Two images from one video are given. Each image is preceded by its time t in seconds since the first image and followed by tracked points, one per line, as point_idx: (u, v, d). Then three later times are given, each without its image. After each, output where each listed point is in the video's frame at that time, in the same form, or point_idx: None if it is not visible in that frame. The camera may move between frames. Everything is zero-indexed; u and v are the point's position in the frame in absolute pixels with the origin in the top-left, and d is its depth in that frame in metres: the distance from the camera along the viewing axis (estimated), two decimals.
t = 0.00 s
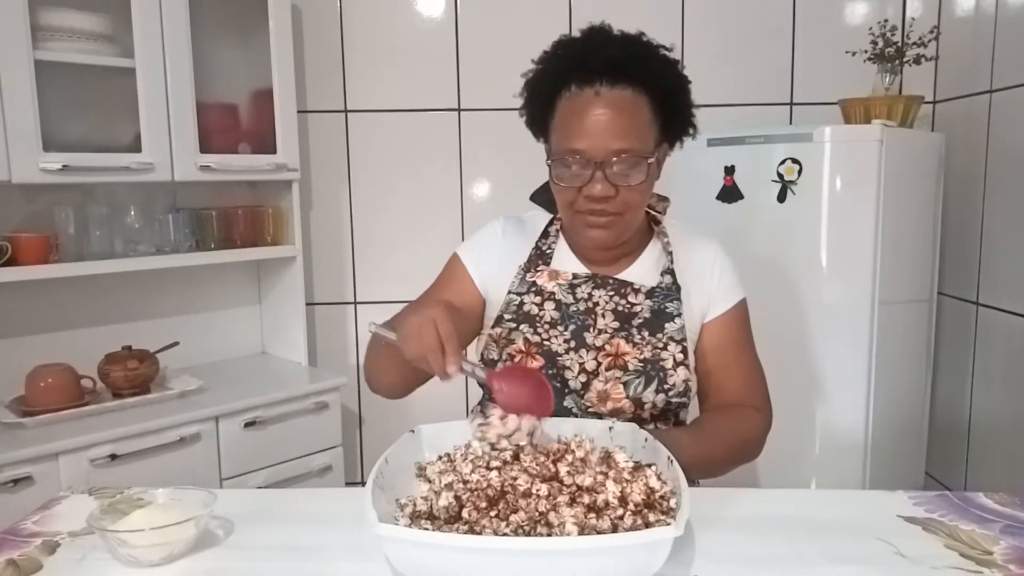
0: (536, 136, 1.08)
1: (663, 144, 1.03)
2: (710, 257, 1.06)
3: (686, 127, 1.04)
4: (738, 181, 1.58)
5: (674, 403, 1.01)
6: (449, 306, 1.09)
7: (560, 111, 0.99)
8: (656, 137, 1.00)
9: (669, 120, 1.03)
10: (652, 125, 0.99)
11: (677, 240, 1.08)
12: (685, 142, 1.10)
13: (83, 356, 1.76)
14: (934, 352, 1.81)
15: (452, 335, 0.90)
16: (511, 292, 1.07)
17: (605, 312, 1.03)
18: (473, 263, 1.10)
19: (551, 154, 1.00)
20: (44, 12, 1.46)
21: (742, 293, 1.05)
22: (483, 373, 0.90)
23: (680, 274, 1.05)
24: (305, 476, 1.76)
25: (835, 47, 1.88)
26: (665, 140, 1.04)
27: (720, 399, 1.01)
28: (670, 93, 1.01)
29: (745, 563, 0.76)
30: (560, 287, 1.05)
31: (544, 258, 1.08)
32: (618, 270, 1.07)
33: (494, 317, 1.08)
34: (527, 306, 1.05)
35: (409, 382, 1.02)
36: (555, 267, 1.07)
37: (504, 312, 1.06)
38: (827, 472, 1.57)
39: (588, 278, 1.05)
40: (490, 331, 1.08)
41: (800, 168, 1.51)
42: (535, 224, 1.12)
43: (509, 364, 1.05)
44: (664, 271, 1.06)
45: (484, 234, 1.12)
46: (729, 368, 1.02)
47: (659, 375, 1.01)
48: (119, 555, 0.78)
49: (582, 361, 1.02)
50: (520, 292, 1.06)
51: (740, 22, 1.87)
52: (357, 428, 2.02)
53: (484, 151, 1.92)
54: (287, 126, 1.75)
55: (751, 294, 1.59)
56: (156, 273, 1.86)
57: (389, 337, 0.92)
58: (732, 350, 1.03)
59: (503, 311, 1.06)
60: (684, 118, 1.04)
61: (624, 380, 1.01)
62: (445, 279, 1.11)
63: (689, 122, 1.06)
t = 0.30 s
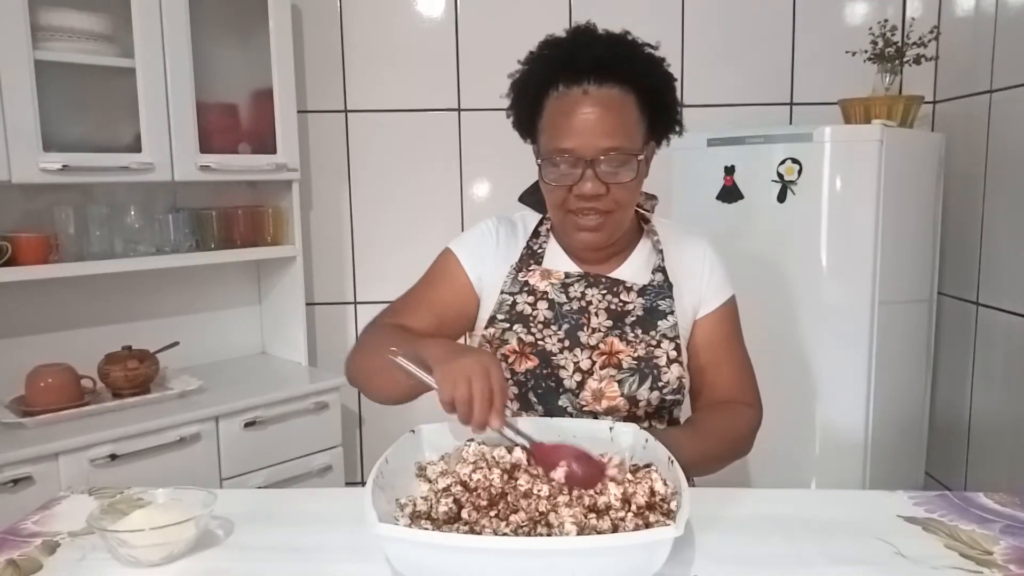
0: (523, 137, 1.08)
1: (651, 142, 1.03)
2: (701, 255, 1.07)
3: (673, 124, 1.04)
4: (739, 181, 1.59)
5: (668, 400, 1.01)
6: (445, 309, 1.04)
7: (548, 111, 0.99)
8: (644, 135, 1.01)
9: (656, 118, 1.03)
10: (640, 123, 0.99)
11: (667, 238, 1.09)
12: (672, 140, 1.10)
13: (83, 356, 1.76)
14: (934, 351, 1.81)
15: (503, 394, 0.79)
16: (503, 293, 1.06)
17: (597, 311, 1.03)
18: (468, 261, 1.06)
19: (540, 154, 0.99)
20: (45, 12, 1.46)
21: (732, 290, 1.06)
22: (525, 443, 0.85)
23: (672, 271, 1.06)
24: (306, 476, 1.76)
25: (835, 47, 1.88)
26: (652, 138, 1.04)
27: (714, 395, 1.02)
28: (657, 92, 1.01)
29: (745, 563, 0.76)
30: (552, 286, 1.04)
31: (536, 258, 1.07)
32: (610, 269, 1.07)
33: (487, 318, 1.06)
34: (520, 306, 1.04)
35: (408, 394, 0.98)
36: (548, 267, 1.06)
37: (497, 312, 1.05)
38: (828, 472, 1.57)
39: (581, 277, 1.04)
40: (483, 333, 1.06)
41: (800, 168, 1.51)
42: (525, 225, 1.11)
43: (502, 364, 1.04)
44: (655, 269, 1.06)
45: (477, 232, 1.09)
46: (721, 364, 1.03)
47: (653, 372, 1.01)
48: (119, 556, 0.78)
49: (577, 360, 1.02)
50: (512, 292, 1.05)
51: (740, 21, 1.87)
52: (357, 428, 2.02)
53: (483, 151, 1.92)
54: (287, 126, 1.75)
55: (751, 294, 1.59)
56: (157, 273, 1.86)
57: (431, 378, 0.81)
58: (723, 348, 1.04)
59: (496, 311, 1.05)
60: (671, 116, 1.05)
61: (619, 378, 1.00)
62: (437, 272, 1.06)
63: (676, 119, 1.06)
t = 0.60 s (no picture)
0: (516, 136, 1.08)
1: (644, 142, 1.04)
2: (689, 253, 1.09)
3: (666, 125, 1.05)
4: (739, 180, 1.59)
5: (671, 397, 1.01)
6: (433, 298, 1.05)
7: (545, 109, 0.99)
8: (639, 135, 1.01)
9: (650, 118, 1.04)
10: (636, 123, 1.00)
11: (657, 237, 1.10)
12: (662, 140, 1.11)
13: (84, 356, 1.76)
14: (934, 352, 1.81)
15: (490, 334, 0.82)
16: (502, 295, 1.05)
17: (597, 311, 1.03)
18: (458, 258, 1.07)
19: (537, 152, 0.99)
20: (44, 12, 1.46)
21: (720, 288, 1.09)
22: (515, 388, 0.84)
23: (665, 267, 1.07)
24: (306, 476, 1.76)
25: (836, 47, 1.88)
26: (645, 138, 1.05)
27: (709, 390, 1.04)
28: (651, 92, 1.02)
29: (744, 563, 0.76)
30: (550, 287, 1.04)
31: (531, 260, 1.07)
32: (604, 269, 1.08)
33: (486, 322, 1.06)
34: (519, 308, 1.04)
35: (391, 366, 0.94)
36: (543, 268, 1.06)
37: (496, 315, 1.04)
38: (828, 472, 1.57)
39: (578, 277, 1.04)
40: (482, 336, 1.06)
41: (800, 168, 1.51)
42: (516, 226, 1.11)
43: (504, 368, 1.02)
44: (649, 267, 1.07)
45: (467, 232, 1.09)
46: (713, 361, 1.04)
47: (656, 369, 1.00)
48: (119, 556, 0.78)
49: (581, 360, 1.01)
50: (511, 294, 1.05)
51: (740, 22, 1.87)
52: (357, 428, 2.02)
53: (484, 151, 1.93)
54: (287, 126, 1.75)
55: (750, 293, 1.59)
56: (157, 273, 1.86)
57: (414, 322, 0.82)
58: (716, 344, 1.06)
59: (495, 314, 1.04)
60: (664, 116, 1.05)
61: (623, 377, 1.00)
62: (426, 267, 1.08)
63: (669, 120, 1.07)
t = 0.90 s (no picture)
0: (509, 137, 1.07)
1: (638, 141, 1.05)
2: (684, 252, 1.09)
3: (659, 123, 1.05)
4: (739, 180, 1.58)
5: (667, 398, 1.02)
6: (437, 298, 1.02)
7: (538, 109, 0.99)
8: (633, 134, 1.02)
9: (643, 117, 1.04)
10: (630, 121, 1.00)
11: (653, 237, 1.10)
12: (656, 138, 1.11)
13: (84, 356, 1.76)
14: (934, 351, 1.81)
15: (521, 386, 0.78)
16: (497, 295, 1.04)
17: (594, 312, 1.02)
18: (462, 254, 1.03)
19: (531, 152, 0.99)
20: (43, 12, 1.46)
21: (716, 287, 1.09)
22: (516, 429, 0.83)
23: (661, 266, 1.07)
24: (306, 476, 1.76)
25: (836, 47, 1.88)
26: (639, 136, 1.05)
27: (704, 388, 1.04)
28: (644, 90, 1.02)
29: (744, 563, 0.76)
30: (547, 287, 1.03)
31: (527, 260, 1.06)
32: (600, 269, 1.07)
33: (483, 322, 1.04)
34: (515, 308, 1.03)
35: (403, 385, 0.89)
36: (539, 268, 1.05)
37: (492, 315, 1.03)
38: (828, 472, 1.57)
39: (576, 277, 1.04)
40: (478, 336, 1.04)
41: (800, 168, 1.51)
42: (512, 227, 1.10)
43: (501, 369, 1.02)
44: (646, 268, 1.07)
45: (463, 229, 1.06)
46: (709, 360, 1.05)
47: (652, 371, 1.01)
48: (119, 556, 0.78)
49: (577, 361, 1.01)
50: (507, 294, 1.04)
51: (739, 22, 1.87)
52: (357, 428, 2.02)
53: (484, 150, 1.93)
54: (287, 126, 1.75)
55: (750, 293, 1.59)
56: (157, 273, 1.86)
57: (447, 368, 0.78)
58: (712, 342, 1.06)
59: (492, 314, 1.03)
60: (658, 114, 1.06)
61: (620, 378, 1.01)
62: (426, 264, 1.03)
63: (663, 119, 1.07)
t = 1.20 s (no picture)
0: (506, 135, 1.08)
1: (635, 142, 1.04)
2: (682, 252, 1.09)
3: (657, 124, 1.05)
4: (739, 181, 1.58)
5: (662, 399, 1.02)
6: (423, 303, 1.02)
7: (533, 108, 0.99)
8: (629, 136, 1.01)
9: (641, 119, 1.04)
10: (625, 124, 0.99)
11: (650, 237, 1.10)
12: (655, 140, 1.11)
13: (84, 356, 1.76)
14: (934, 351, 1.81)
15: (445, 388, 0.78)
16: (491, 297, 1.04)
17: (588, 313, 1.03)
18: (449, 259, 1.04)
19: (525, 153, 0.99)
20: (43, 11, 1.45)
21: (714, 288, 1.09)
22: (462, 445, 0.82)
23: (657, 267, 1.07)
24: (306, 476, 1.76)
25: (836, 47, 1.88)
26: (636, 138, 1.05)
27: (704, 389, 1.03)
28: (642, 92, 1.02)
29: (744, 563, 0.76)
30: (540, 288, 1.04)
31: (521, 261, 1.06)
32: (595, 270, 1.07)
33: (476, 324, 1.05)
34: (509, 310, 1.03)
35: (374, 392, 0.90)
36: (533, 269, 1.06)
37: (486, 317, 1.04)
38: (828, 472, 1.57)
39: (569, 278, 1.04)
40: (471, 338, 1.05)
41: (799, 168, 1.51)
42: (506, 228, 1.10)
43: (494, 370, 1.03)
44: (642, 269, 1.07)
45: (454, 235, 1.07)
46: (708, 360, 1.05)
47: (647, 373, 1.01)
48: (119, 556, 0.78)
49: (570, 363, 1.01)
50: (501, 295, 1.04)
51: (739, 22, 1.87)
52: (357, 428, 2.02)
53: (484, 150, 1.93)
54: (287, 126, 1.75)
55: (750, 292, 1.59)
56: (157, 273, 1.86)
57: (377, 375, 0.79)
58: (711, 342, 1.06)
59: (485, 316, 1.04)
60: (655, 116, 1.06)
61: (614, 380, 1.01)
62: (418, 271, 1.04)
63: (661, 120, 1.07)
